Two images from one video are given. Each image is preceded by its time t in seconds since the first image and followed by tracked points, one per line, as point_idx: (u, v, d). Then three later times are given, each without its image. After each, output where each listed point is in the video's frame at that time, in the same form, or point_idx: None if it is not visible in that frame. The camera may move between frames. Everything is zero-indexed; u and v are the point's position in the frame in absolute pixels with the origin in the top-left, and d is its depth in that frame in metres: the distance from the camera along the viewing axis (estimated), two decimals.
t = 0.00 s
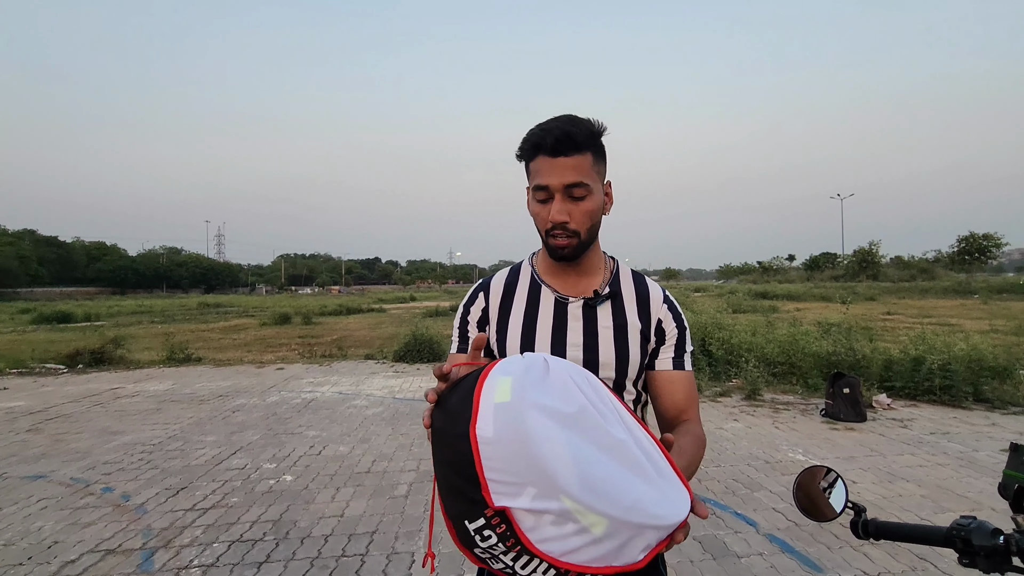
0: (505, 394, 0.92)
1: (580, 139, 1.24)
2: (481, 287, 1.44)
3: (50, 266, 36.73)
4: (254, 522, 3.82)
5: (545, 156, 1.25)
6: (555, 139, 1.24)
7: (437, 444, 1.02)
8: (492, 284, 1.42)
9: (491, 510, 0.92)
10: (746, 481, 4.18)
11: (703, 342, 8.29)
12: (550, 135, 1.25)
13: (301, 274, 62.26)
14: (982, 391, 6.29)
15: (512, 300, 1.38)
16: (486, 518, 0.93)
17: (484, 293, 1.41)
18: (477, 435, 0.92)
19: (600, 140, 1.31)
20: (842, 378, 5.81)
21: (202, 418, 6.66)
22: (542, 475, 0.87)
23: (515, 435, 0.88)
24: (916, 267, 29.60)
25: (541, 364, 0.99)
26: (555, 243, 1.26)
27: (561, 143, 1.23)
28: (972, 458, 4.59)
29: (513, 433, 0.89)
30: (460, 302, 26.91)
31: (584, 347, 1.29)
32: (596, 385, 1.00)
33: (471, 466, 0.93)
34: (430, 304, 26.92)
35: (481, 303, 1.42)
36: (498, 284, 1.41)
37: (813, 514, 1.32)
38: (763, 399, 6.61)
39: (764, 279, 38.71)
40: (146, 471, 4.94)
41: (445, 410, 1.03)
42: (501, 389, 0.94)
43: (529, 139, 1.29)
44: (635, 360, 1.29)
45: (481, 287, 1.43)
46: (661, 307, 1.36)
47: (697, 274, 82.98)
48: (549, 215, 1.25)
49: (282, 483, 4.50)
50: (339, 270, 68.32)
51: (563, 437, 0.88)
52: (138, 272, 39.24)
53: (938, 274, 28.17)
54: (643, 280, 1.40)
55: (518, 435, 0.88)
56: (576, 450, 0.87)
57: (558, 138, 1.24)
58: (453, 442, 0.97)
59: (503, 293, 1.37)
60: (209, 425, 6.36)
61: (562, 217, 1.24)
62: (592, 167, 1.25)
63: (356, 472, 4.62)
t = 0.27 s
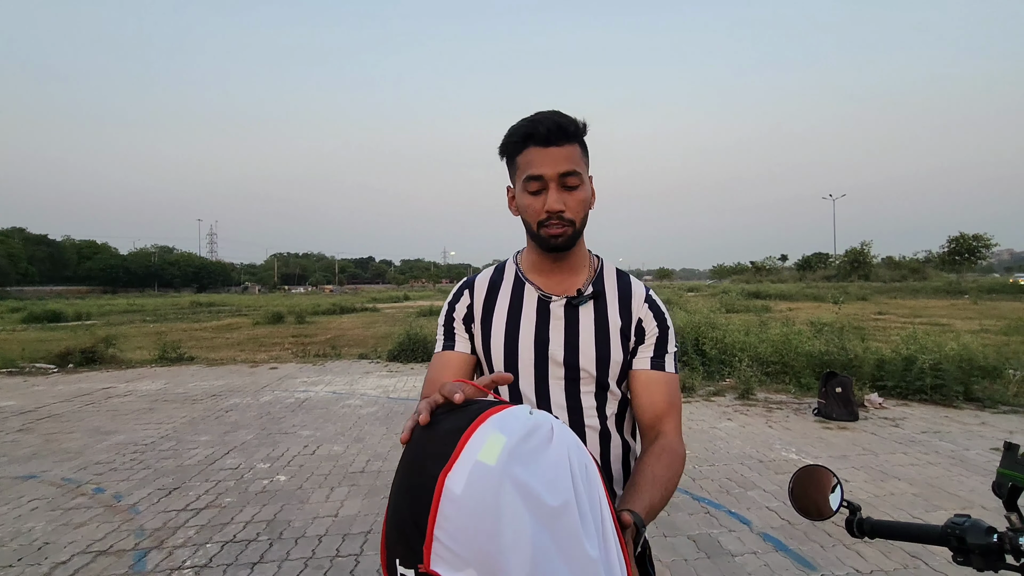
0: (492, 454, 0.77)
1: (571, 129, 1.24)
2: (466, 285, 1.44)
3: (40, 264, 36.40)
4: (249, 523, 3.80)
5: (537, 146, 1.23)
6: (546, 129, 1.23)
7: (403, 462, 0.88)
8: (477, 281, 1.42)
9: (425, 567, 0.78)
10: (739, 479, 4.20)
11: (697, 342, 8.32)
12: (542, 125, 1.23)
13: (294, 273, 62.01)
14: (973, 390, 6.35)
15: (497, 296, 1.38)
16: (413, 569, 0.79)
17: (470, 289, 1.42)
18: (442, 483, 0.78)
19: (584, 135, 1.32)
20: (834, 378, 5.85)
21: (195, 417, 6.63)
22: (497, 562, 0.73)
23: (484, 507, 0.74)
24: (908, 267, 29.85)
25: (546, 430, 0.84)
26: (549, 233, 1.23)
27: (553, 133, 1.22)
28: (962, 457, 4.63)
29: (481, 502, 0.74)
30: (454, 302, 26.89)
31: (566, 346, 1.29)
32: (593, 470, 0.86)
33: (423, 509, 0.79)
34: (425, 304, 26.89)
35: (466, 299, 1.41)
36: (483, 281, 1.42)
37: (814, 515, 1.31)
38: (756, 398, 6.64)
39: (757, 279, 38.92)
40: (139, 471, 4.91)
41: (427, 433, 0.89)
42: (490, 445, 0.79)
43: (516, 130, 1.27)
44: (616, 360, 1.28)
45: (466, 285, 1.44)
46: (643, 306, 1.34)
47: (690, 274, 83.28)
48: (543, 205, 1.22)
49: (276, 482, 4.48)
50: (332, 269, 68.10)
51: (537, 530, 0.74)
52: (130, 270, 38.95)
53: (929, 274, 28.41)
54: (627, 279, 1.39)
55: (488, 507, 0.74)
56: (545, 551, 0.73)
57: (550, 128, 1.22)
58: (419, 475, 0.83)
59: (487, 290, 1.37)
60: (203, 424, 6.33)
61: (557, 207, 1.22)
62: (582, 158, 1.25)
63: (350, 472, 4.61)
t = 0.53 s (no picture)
0: (488, 523, 0.83)
1: (546, 129, 1.22)
2: (435, 287, 1.38)
3: (33, 262, 36.13)
4: (243, 522, 3.78)
5: (513, 147, 1.20)
6: (522, 128, 1.20)
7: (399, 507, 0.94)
8: (448, 282, 1.36)
9: None
10: (735, 479, 4.21)
11: (693, 341, 8.34)
12: (518, 124, 1.20)
13: (290, 271, 61.80)
14: (966, 390, 6.39)
15: (470, 298, 1.33)
16: None
17: (441, 292, 1.35)
18: (435, 540, 0.83)
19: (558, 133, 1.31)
20: (829, 377, 5.87)
21: (189, 417, 6.59)
22: None
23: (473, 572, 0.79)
24: (902, 267, 30.02)
25: (543, 496, 0.91)
26: (525, 238, 1.22)
27: (530, 134, 1.20)
28: (956, 456, 4.66)
29: (472, 566, 0.80)
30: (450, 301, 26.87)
31: (542, 348, 1.26)
32: (580, 534, 0.93)
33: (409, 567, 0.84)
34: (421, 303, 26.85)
35: (436, 302, 1.35)
36: (454, 283, 1.36)
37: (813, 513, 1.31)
38: (752, 397, 6.66)
39: (752, 279, 39.06)
40: (133, 471, 4.88)
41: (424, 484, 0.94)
42: (485, 511, 0.85)
43: (489, 127, 1.23)
44: (594, 360, 1.28)
45: (435, 287, 1.37)
46: (619, 302, 1.35)
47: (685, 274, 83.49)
48: (519, 209, 1.21)
49: (271, 482, 4.46)
50: (328, 268, 67.90)
51: None
52: (124, 269, 38.71)
53: (923, 275, 28.57)
54: (600, 276, 1.39)
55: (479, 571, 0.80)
56: None
57: (526, 128, 1.20)
58: (413, 529, 0.88)
59: (461, 291, 1.32)
60: (197, 424, 6.29)
61: (534, 211, 1.21)
62: (557, 159, 1.24)
63: (345, 471, 4.60)
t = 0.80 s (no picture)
0: (496, 518, 0.83)
1: (528, 118, 1.21)
2: (413, 281, 1.35)
3: (30, 258, 36.00)
4: (241, 518, 3.78)
5: (494, 137, 1.19)
6: (504, 116, 1.19)
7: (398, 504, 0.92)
8: (426, 276, 1.34)
9: None
10: (732, 476, 4.22)
11: (691, 339, 8.35)
12: (500, 113, 1.19)
13: (288, 268, 61.70)
14: (963, 388, 6.41)
15: (450, 293, 1.31)
16: None
17: (420, 286, 1.33)
18: (442, 536, 0.83)
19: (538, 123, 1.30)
20: (826, 375, 5.89)
21: (187, 413, 6.58)
22: None
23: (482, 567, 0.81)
24: (899, 266, 30.12)
25: (547, 488, 0.91)
26: (507, 229, 1.21)
27: (511, 123, 1.19)
28: (952, 453, 4.68)
29: (480, 562, 0.81)
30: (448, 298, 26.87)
31: (524, 345, 1.25)
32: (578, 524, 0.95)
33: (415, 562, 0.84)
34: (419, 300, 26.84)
35: (415, 297, 1.32)
36: (432, 277, 1.34)
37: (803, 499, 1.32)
38: (750, 395, 6.67)
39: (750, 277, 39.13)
40: (130, 467, 4.87)
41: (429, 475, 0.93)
42: (492, 505, 0.85)
43: (470, 115, 1.22)
44: (578, 354, 1.28)
45: (414, 281, 1.35)
46: (601, 291, 1.36)
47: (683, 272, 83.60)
48: (501, 200, 1.20)
49: (269, 478, 4.46)
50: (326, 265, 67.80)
51: None
52: (122, 265, 38.59)
53: (920, 274, 28.66)
54: (580, 267, 1.39)
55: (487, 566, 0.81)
56: None
57: (508, 117, 1.19)
58: (418, 525, 0.87)
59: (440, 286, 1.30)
60: (194, 420, 6.28)
61: (515, 202, 1.20)
62: (538, 150, 1.23)
63: (343, 468, 4.60)
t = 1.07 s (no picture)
0: (505, 501, 0.84)
1: (548, 102, 1.21)
2: (435, 266, 1.38)
3: (26, 254, 35.83)
4: (241, 512, 3.78)
5: (514, 121, 1.19)
6: (525, 101, 1.19)
7: (400, 492, 0.92)
8: (447, 262, 1.36)
9: None
10: (731, 470, 4.24)
11: (690, 335, 8.37)
12: (520, 96, 1.19)
13: (285, 265, 61.59)
14: (960, 385, 6.43)
15: (470, 279, 1.33)
16: None
17: (440, 272, 1.35)
18: (451, 521, 0.83)
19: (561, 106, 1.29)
20: (824, 372, 5.90)
21: (186, 408, 6.58)
22: None
23: (494, 548, 0.81)
24: (896, 265, 30.16)
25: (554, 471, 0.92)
26: (527, 215, 1.22)
27: (532, 107, 1.18)
28: (949, 449, 4.70)
29: (491, 545, 0.81)
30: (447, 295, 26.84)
31: (543, 335, 1.26)
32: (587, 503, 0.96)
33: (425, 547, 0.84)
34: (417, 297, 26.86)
35: (437, 281, 1.34)
36: (453, 263, 1.36)
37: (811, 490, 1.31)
38: (748, 391, 6.69)
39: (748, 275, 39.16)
40: (129, 461, 4.86)
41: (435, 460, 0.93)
42: (501, 488, 0.85)
43: (490, 99, 1.22)
44: (599, 342, 1.27)
45: (436, 266, 1.37)
46: (625, 279, 1.34)
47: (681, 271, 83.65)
48: (520, 185, 1.20)
49: (269, 472, 4.46)
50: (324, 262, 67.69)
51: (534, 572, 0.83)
52: (118, 261, 38.43)
53: (917, 273, 28.71)
54: (603, 255, 1.38)
55: (496, 550, 0.81)
56: None
57: (528, 101, 1.19)
58: (425, 510, 0.87)
59: (460, 272, 1.32)
60: (193, 415, 6.28)
61: (535, 187, 1.20)
62: (560, 133, 1.22)
63: (343, 462, 4.60)
